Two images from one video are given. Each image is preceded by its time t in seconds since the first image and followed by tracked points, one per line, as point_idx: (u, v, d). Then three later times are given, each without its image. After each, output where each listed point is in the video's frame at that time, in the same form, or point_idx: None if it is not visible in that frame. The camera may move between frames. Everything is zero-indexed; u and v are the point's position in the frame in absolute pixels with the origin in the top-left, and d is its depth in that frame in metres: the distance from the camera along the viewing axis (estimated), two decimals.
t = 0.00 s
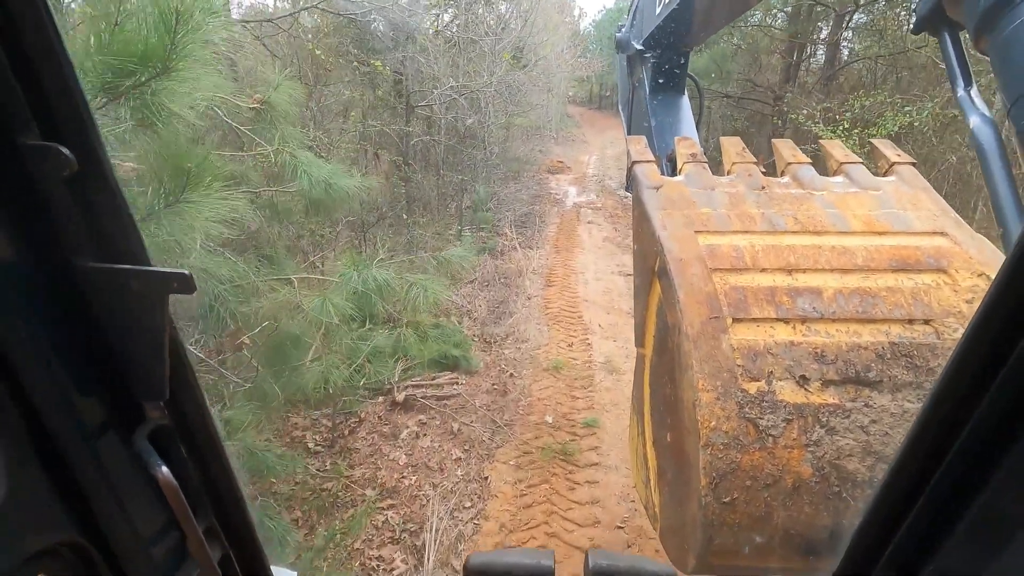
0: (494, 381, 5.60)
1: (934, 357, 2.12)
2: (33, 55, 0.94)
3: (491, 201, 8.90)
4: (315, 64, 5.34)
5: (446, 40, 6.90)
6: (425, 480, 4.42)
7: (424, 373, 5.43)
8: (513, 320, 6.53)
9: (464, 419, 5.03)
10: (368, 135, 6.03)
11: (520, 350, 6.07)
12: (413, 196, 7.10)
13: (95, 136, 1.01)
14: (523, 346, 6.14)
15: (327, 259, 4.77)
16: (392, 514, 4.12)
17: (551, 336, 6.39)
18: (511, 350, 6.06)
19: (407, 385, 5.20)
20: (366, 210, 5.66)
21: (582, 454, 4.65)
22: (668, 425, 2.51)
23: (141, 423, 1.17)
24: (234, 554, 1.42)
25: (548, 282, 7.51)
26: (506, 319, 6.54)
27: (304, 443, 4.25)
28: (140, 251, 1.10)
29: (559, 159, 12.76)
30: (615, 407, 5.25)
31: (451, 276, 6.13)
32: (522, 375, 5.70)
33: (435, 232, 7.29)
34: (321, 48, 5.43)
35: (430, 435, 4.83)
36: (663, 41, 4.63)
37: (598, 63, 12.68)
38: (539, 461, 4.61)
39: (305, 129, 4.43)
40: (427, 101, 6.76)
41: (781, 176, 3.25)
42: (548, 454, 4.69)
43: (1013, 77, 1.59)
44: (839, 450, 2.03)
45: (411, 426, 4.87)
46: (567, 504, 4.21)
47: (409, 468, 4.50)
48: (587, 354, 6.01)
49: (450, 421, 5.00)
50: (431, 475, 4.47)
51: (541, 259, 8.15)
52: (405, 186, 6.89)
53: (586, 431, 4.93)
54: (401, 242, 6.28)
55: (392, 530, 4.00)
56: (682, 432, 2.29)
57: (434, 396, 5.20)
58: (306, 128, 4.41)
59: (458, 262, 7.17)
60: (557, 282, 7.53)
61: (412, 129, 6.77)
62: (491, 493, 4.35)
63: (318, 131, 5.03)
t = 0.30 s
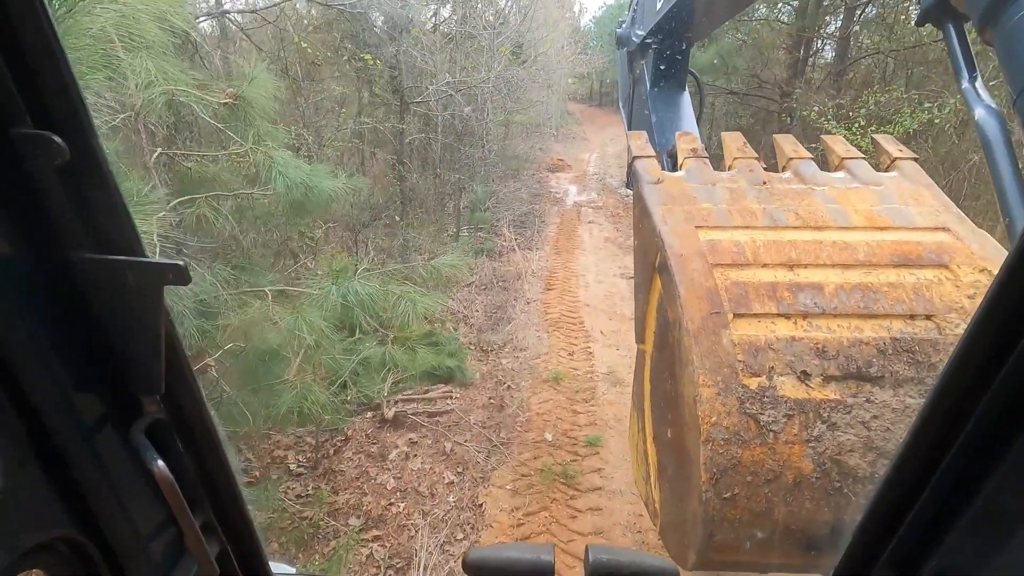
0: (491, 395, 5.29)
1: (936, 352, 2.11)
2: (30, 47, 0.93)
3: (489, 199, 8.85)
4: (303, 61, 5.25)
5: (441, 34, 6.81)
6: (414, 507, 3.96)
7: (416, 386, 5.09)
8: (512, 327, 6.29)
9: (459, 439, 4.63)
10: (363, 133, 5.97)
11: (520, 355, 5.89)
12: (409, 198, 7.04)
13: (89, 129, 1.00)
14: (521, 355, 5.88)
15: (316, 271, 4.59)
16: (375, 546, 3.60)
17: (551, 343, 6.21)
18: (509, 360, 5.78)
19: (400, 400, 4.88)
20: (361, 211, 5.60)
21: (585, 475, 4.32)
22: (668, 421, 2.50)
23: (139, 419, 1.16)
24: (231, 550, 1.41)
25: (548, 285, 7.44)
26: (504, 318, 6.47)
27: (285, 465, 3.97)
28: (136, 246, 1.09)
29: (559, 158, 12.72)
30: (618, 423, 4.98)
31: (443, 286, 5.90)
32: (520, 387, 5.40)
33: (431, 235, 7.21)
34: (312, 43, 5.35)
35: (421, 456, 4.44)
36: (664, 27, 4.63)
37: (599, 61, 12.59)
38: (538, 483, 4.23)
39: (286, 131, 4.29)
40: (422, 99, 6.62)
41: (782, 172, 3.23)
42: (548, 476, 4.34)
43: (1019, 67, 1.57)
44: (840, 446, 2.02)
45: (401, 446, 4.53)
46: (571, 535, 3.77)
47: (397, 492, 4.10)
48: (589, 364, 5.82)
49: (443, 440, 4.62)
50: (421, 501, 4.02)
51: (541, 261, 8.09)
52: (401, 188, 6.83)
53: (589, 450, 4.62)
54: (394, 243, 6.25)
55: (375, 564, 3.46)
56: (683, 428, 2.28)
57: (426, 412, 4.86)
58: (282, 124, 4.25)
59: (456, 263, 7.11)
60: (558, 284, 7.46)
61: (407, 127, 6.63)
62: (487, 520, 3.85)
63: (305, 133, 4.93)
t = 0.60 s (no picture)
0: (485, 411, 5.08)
1: (935, 351, 2.12)
2: (26, 50, 0.93)
3: (488, 200, 8.83)
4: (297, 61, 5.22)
5: (437, 31, 6.77)
6: (401, 540, 3.59)
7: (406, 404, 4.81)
8: (510, 335, 6.21)
9: (452, 463, 4.34)
10: (357, 134, 5.94)
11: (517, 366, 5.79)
12: (405, 201, 7.00)
13: (86, 132, 1.00)
14: (519, 366, 5.78)
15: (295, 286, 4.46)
16: None
17: (550, 355, 6.05)
18: (506, 372, 5.69)
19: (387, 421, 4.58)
20: (353, 213, 5.56)
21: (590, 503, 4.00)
22: (668, 419, 2.50)
23: (139, 419, 1.16)
24: (231, 548, 1.41)
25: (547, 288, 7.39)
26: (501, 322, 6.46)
27: (264, 492, 3.53)
28: (133, 247, 1.09)
29: (560, 156, 12.69)
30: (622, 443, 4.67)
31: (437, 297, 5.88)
32: (519, 403, 5.25)
33: (425, 239, 7.14)
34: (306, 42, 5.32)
35: (411, 483, 4.11)
36: (659, 29, 4.62)
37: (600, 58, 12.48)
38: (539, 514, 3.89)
39: (262, 133, 4.23)
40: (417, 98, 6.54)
41: (782, 170, 3.23)
42: (549, 505, 4.01)
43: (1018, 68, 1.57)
44: (839, 444, 2.02)
45: (388, 472, 4.21)
46: None
47: (385, 523, 3.75)
48: (591, 377, 5.64)
49: (434, 464, 4.32)
50: (409, 534, 3.65)
51: (540, 263, 8.06)
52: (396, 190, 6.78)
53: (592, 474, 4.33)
54: (389, 247, 6.21)
55: None
56: (682, 426, 2.29)
57: (417, 433, 4.60)
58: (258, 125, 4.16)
59: (453, 266, 7.07)
60: (558, 287, 7.43)
61: (402, 127, 6.59)
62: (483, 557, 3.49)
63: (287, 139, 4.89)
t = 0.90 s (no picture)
0: (483, 433, 4.67)
1: (939, 350, 2.11)
2: (31, 42, 0.93)
3: (488, 201, 8.72)
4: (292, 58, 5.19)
5: (435, 29, 6.74)
6: None
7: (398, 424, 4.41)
8: (509, 346, 5.94)
9: (445, 491, 3.84)
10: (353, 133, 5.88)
11: (516, 379, 5.50)
12: (403, 203, 6.91)
13: (93, 125, 1.00)
14: (517, 380, 5.47)
15: (273, 304, 4.36)
16: None
17: (551, 368, 5.73)
18: (505, 387, 5.37)
19: (374, 444, 4.17)
20: (343, 214, 5.55)
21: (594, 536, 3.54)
22: (670, 419, 2.50)
23: (145, 416, 1.18)
24: (237, 546, 1.42)
25: (549, 296, 7.15)
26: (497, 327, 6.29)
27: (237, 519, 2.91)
28: (142, 243, 1.09)
29: (561, 156, 12.66)
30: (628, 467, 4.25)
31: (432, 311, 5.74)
32: (518, 421, 4.90)
33: (422, 243, 7.04)
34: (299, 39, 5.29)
35: (399, 514, 3.62)
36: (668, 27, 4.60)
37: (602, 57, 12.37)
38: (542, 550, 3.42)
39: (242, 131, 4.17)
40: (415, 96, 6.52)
41: (785, 169, 3.23)
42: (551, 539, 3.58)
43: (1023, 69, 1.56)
44: (842, 443, 2.02)
45: (375, 502, 3.71)
46: None
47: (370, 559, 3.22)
48: (595, 394, 5.32)
49: (425, 493, 3.84)
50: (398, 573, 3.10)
51: (541, 266, 7.98)
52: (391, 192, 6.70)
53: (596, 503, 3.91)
54: (383, 251, 6.12)
55: None
56: (684, 425, 2.29)
57: (408, 457, 4.13)
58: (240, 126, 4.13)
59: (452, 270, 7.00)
60: (559, 290, 7.36)
61: (398, 126, 6.53)
62: None
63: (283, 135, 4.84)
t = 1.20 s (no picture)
0: (477, 455, 4.28)
1: (940, 346, 2.10)
2: (29, 38, 0.91)
3: (486, 202, 8.38)
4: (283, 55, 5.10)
5: (433, 26, 6.69)
6: None
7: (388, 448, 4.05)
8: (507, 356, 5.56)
9: (435, 524, 3.49)
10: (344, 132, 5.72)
11: (513, 394, 5.12)
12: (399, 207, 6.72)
13: (92, 123, 0.99)
14: (515, 395, 5.10)
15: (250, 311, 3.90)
16: None
17: (551, 382, 5.50)
18: (501, 404, 4.96)
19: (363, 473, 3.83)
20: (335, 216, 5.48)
21: None
22: (671, 415, 2.50)
23: (143, 413, 1.16)
24: (237, 544, 1.42)
25: (547, 300, 7.04)
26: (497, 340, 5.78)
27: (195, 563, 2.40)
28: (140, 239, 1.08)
29: (561, 155, 12.61)
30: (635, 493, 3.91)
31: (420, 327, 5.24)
32: (515, 441, 4.54)
33: (416, 247, 6.88)
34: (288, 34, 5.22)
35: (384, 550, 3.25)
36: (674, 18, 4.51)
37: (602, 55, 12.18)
38: None
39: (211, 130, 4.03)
40: (411, 91, 6.40)
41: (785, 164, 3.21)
42: None
43: None
44: (843, 439, 2.02)
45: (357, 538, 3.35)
46: None
47: None
48: (597, 410, 5.10)
49: (414, 526, 3.48)
50: None
51: (542, 270, 7.81)
52: (386, 195, 6.52)
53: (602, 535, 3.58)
54: (375, 256, 5.96)
55: None
56: (685, 420, 2.29)
57: (394, 485, 3.83)
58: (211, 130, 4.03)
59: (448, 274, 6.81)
60: (559, 296, 7.16)
61: (389, 126, 6.33)
62: None
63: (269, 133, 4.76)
